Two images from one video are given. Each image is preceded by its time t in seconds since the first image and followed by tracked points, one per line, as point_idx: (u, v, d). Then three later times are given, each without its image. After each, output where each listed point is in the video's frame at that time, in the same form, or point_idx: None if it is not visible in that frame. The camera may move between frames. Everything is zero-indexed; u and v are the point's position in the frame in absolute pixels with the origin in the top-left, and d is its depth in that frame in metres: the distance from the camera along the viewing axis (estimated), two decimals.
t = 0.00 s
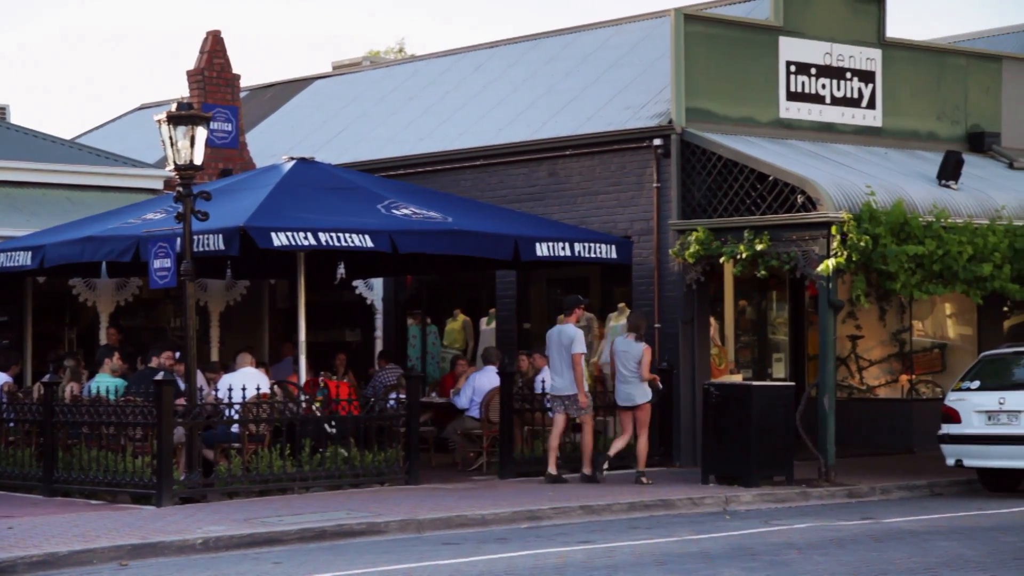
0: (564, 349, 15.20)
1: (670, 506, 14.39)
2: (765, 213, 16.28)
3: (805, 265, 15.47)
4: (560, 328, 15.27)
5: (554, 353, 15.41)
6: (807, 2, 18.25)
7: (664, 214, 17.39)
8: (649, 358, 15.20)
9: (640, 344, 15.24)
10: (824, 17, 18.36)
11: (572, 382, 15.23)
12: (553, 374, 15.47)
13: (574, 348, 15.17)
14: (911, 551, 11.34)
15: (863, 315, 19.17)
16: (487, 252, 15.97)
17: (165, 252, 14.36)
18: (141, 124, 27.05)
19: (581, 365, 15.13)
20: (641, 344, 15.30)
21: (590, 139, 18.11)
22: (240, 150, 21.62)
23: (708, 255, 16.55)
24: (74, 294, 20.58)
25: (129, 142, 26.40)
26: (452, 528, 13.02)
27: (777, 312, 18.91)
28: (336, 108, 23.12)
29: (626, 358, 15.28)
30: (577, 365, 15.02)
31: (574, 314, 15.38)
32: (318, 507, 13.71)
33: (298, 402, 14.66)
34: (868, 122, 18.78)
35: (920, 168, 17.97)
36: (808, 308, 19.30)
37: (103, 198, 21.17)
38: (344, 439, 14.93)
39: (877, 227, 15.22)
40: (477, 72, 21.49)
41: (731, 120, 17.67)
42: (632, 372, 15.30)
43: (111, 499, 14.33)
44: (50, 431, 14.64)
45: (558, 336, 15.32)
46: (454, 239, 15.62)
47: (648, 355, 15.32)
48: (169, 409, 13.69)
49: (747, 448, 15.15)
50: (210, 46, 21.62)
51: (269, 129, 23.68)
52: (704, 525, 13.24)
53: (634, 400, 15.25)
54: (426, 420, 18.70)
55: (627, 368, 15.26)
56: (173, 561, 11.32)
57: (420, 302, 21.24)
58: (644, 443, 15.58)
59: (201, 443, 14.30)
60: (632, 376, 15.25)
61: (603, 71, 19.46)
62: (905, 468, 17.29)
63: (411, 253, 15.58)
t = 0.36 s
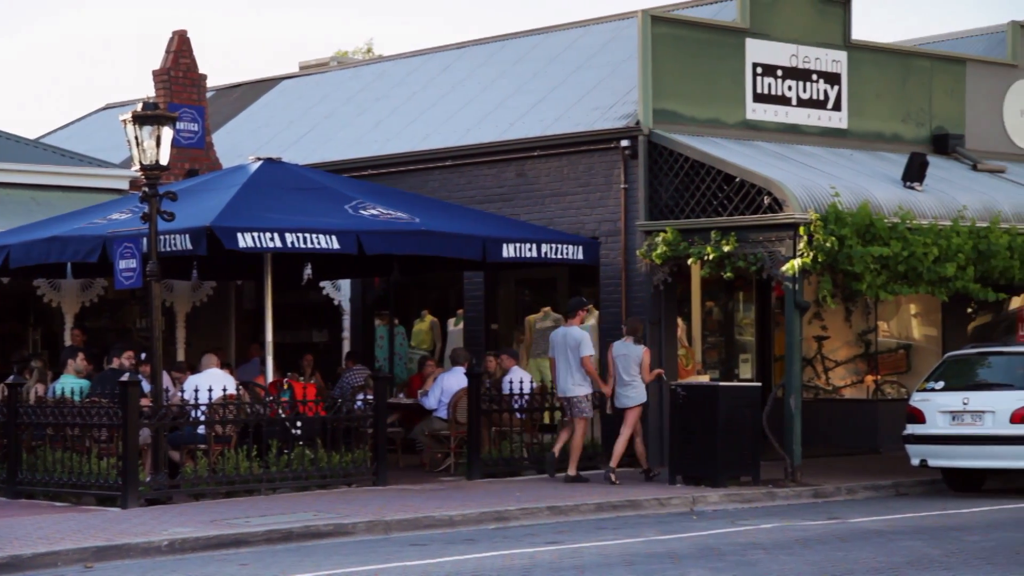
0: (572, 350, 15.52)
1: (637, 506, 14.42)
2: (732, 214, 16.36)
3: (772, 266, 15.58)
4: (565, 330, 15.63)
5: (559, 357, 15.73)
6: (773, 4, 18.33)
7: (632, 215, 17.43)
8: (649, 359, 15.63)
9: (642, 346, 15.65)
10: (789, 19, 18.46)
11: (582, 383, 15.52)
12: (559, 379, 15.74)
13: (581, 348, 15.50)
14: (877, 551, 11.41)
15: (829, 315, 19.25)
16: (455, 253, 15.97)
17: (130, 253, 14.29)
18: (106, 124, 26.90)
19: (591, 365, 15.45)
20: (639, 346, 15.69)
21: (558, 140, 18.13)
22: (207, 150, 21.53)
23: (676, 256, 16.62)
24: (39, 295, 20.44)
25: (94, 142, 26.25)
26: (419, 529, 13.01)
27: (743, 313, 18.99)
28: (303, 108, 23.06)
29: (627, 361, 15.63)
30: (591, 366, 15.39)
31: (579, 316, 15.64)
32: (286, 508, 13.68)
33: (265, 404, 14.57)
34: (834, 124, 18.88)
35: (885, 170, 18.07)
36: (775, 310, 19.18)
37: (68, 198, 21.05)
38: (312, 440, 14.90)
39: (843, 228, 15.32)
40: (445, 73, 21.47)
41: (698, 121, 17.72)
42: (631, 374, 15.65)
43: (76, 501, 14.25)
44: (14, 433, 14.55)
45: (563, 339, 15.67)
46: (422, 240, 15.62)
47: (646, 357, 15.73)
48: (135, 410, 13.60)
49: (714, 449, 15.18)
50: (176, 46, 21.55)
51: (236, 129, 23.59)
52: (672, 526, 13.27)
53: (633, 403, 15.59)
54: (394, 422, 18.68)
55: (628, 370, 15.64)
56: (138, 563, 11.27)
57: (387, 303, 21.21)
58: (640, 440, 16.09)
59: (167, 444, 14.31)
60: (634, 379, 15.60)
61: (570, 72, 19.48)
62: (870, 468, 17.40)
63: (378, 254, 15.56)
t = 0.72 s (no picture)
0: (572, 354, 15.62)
1: (603, 506, 14.44)
2: (697, 214, 16.43)
3: (736, 267, 15.67)
4: (564, 334, 15.68)
5: (557, 359, 15.81)
6: (738, 5, 18.42)
7: (597, 215, 17.46)
8: (644, 357, 16.30)
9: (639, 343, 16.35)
10: (753, 20, 18.54)
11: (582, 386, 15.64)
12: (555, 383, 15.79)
13: (580, 352, 15.61)
14: (840, 550, 11.47)
15: (793, 315, 19.26)
16: (421, 253, 15.96)
17: (93, 253, 14.20)
18: (70, 123, 26.75)
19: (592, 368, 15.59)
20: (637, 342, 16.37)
21: (523, 140, 18.14)
22: (171, 150, 21.41)
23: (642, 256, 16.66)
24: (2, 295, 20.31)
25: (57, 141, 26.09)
26: (384, 530, 12.99)
27: (709, 313, 19.04)
28: (269, 107, 22.99)
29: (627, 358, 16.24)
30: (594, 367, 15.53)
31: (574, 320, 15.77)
32: (251, 509, 13.63)
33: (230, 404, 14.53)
34: (798, 125, 18.96)
35: (848, 171, 18.17)
36: (739, 309, 19.52)
37: (32, 198, 20.92)
38: (277, 441, 14.86)
39: (807, 228, 15.35)
40: (411, 73, 21.45)
41: (663, 122, 17.76)
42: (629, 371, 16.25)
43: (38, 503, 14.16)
44: None
45: (561, 343, 15.74)
46: (387, 240, 15.59)
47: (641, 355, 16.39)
48: (98, 411, 13.50)
49: (680, 449, 15.23)
50: (140, 45, 21.47)
51: (201, 128, 23.50)
52: (637, 525, 13.30)
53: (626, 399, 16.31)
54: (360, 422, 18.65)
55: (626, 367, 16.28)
56: (101, 564, 11.21)
57: (353, 303, 21.18)
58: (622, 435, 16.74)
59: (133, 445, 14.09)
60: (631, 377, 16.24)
61: (536, 73, 19.49)
62: (835, 467, 17.45)
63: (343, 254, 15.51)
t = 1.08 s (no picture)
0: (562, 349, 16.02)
1: (568, 506, 14.45)
2: (662, 215, 16.48)
3: (701, 267, 15.73)
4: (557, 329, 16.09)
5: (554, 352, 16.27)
6: (703, 6, 18.49)
7: (563, 216, 17.48)
8: (649, 358, 16.43)
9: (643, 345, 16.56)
10: (718, 21, 18.61)
11: (572, 380, 16.05)
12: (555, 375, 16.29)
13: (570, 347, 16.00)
14: (803, 549, 11.52)
15: (758, 315, 19.35)
16: (387, 253, 15.94)
17: (55, 253, 14.12)
18: (32, 122, 26.56)
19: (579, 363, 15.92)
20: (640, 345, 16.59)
21: (489, 140, 18.14)
22: (134, 150, 21.28)
23: (607, 256, 16.69)
24: None
25: (20, 141, 25.91)
26: (349, 530, 12.97)
27: (675, 314, 19.09)
28: (234, 107, 22.90)
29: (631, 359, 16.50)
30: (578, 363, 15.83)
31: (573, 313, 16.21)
32: (216, 511, 13.58)
33: (197, 405, 14.42)
34: (763, 126, 19.04)
35: (812, 172, 18.26)
36: (704, 310, 19.33)
37: None
38: (243, 441, 14.85)
39: (771, 229, 15.43)
40: (377, 73, 21.41)
41: (629, 123, 17.79)
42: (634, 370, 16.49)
43: None
44: None
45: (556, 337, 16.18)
46: (353, 240, 15.56)
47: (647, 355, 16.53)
48: (60, 411, 13.43)
49: (644, 448, 15.26)
50: (103, 44, 21.39)
51: (165, 127, 23.38)
52: (602, 525, 13.33)
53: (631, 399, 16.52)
54: (325, 422, 18.60)
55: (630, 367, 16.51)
56: (63, 567, 11.15)
57: (319, 303, 21.12)
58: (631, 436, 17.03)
59: (94, 446, 14.07)
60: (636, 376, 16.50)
61: (501, 73, 19.49)
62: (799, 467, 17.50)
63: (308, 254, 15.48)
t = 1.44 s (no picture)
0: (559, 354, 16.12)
1: (532, 507, 14.45)
2: (626, 216, 16.51)
3: (665, 269, 15.78)
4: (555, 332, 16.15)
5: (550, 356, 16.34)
6: (667, 8, 18.54)
7: (527, 217, 17.49)
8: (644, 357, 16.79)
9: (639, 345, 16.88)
10: (681, 23, 18.67)
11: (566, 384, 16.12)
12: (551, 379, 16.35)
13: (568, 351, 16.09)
14: (765, 549, 11.58)
15: (720, 316, 19.39)
16: (350, 254, 15.90)
17: (15, 253, 13.95)
18: None
19: (574, 367, 16.04)
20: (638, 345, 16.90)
21: (453, 141, 18.13)
22: (95, 150, 21.21)
23: (571, 257, 16.68)
24: None
25: None
26: (312, 532, 12.93)
27: (639, 315, 19.03)
28: (196, 107, 22.81)
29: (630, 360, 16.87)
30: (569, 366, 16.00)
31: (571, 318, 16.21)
32: (177, 512, 13.51)
33: (160, 406, 14.34)
34: (726, 128, 19.11)
35: (775, 173, 18.33)
36: (668, 311, 19.33)
37: None
38: (206, 443, 14.72)
39: (734, 231, 15.48)
40: (340, 74, 21.36)
41: (592, 124, 17.82)
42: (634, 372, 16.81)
43: None
44: None
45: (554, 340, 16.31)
46: (316, 241, 15.51)
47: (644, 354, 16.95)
48: (20, 412, 13.28)
49: (608, 448, 15.29)
50: (64, 44, 21.27)
51: (127, 127, 23.25)
52: (566, 526, 13.35)
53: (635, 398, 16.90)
54: (287, 424, 18.51)
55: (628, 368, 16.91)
56: (23, 570, 11.07)
57: (281, 304, 21.04)
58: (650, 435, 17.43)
59: (54, 448, 14.04)
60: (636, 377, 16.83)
61: (465, 74, 19.49)
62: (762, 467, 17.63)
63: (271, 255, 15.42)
